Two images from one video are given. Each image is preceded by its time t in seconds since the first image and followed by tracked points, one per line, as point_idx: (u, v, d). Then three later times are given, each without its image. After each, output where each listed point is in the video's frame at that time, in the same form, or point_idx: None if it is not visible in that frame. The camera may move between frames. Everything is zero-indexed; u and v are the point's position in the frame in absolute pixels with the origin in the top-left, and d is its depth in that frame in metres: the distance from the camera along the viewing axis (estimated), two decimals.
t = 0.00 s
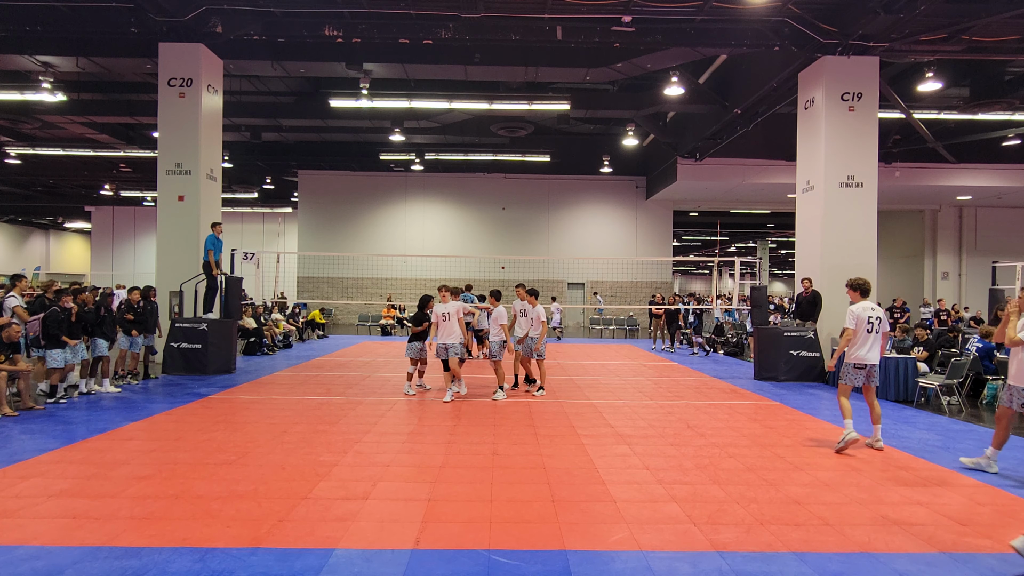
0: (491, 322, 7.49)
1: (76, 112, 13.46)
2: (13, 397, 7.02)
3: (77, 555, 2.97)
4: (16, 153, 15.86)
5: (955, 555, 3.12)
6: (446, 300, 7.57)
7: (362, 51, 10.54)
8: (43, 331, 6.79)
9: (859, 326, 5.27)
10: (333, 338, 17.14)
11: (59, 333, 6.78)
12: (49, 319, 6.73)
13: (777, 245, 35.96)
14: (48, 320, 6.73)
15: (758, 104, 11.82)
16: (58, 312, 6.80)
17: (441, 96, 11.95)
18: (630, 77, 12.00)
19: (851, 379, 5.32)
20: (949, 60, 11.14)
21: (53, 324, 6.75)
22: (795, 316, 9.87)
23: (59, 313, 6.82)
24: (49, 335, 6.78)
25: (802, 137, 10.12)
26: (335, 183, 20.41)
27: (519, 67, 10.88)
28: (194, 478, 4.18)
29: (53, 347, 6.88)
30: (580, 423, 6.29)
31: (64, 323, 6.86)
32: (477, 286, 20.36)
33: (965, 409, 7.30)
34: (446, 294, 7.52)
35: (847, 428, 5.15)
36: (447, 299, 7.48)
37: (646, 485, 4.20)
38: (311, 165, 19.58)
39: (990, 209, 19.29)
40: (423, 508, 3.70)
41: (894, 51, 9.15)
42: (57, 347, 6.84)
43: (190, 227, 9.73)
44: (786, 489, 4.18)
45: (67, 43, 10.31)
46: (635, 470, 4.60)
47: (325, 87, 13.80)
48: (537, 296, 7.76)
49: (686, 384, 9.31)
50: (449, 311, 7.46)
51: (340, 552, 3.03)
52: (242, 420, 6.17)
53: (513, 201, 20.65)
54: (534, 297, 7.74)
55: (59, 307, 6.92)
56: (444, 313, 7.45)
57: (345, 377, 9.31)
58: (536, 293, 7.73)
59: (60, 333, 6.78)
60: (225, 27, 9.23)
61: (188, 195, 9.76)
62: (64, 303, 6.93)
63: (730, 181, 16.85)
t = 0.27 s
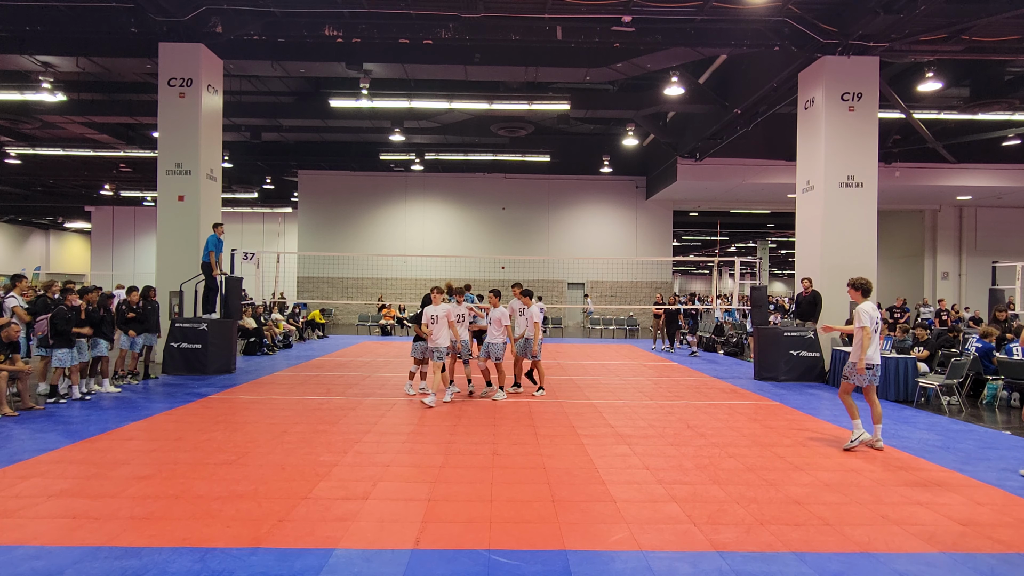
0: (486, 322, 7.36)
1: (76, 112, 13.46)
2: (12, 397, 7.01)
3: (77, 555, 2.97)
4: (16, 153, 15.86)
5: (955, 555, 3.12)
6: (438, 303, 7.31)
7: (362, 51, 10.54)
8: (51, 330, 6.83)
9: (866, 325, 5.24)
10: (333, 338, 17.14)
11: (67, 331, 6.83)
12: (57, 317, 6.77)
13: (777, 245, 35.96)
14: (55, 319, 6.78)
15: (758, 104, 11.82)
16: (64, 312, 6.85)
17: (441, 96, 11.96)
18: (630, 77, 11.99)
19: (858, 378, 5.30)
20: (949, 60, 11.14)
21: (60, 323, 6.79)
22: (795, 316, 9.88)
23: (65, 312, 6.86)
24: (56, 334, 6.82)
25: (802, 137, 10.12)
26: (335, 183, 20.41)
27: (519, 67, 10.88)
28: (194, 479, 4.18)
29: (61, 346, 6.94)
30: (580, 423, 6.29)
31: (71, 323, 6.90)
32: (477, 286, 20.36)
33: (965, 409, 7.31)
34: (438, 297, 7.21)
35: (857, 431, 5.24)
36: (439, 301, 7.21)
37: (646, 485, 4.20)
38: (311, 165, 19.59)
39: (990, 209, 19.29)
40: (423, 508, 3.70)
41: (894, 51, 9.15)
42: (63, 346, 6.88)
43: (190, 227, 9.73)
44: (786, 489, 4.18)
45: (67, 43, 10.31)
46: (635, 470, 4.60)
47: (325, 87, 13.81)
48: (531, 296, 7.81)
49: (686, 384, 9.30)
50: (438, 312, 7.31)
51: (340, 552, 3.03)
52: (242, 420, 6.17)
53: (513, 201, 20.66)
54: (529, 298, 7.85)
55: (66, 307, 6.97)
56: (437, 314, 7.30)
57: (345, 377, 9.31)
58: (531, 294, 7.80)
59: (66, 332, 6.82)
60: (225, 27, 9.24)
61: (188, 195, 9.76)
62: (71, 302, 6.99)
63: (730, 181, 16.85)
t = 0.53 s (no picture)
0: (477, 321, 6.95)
1: (76, 112, 13.45)
2: (12, 397, 7.00)
3: (77, 555, 2.97)
4: (16, 153, 15.85)
5: (955, 555, 3.12)
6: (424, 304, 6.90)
7: (362, 51, 10.54)
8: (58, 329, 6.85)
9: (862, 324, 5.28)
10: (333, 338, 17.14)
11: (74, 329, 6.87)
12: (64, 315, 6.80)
13: (777, 245, 35.95)
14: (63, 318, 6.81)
15: (758, 104, 11.82)
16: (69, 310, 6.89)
17: (441, 96, 11.96)
18: (630, 76, 11.99)
19: (856, 380, 5.30)
20: (949, 60, 11.14)
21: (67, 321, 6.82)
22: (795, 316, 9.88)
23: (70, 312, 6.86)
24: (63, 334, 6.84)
25: (802, 137, 10.12)
26: (335, 183, 20.41)
27: (519, 67, 10.89)
28: (194, 479, 4.18)
29: (71, 344, 6.98)
30: (580, 423, 6.29)
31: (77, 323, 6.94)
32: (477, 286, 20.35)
33: (965, 409, 7.31)
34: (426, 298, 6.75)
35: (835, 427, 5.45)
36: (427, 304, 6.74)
37: (646, 485, 4.20)
38: (311, 165, 19.59)
39: (990, 209, 19.29)
40: (423, 508, 3.69)
41: (894, 51, 9.15)
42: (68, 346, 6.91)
43: (190, 227, 9.73)
44: (786, 489, 4.18)
45: (67, 43, 10.31)
46: (635, 470, 4.60)
47: (325, 87, 13.81)
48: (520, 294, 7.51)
49: (686, 384, 9.30)
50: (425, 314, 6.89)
51: (340, 552, 3.03)
52: (242, 420, 6.17)
53: (513, 201, 20.65)
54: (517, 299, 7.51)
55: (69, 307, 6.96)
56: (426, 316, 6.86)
57: (345, 377, 9.31)
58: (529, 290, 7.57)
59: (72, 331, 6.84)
60: (225, 27, 9.24)
61: (188, 196, 9.76)
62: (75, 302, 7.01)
63: (730, 181, 16.86)
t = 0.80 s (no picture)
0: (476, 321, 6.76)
1: (76, 112, 13.45)
2: (12, 397, 7.01)
3: (77, 555, 2.97)
4: (16, 153, 15.85)
5: (955, 555, 3.12)
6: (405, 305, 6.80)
7: (362, 51, 10.54)
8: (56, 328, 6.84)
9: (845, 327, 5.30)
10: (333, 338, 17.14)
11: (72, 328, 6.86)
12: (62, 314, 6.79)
13: (777, 245, 35.95)
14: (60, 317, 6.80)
15: (758, 104, 11.82)
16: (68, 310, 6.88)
17: (441, 96, 11.96)
18: (630, 76, 11.99)
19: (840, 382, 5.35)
20: (949, 60, 11.14)
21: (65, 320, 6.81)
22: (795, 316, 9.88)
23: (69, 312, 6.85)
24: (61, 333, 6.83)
25: (802, 137, 10.11)
26: (335, 183, 20.40)
27: (519, 67, 10.89)
28: (194, 479, 4.18)
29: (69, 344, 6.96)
30: (580, 423, 6.29)
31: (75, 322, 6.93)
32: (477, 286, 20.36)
33: (965, 409, 7.31)
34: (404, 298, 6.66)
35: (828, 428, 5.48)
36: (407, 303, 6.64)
37: (646, 485, 4.20)
38: (311, 165, 19.59)
39: (990, 209, 19.29)
40: (423, 508, 3.70)
41: (894, 51, 9.15)
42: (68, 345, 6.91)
43: (190, 227, 9.73)
44: (786, 489, 4.18)
45: (67, 43, 10.31)
46: (635, 470, 4.60)
47: (325, 87, 13.81)
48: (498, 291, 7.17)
49: (686, 384, 9.30)
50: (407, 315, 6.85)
51: (340, 552, 3.03)
52: (242, 420, 6.17)
53: (513, 201, 20.65)
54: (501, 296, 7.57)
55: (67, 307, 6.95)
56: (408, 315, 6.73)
57: (345, 377, 9.31)
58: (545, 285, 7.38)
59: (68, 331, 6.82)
60: (225, 27, 9.24)
61: (188, 196, 9.76)
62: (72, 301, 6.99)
63: (730, 181, 16.86)
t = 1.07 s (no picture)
0: (472, 320, 6.63)
1: (77, 112, 13.46)
2: (12, 397, 7.02)
3: (77, 554, 2.97)
4: (16, 153, 15.85)
5: (954, 555, 3.12)
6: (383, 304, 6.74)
7: (362, 51, 10.54)
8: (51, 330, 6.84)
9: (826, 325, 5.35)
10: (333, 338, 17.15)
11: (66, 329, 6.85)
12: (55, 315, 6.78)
13: (777, 245, 35.94)
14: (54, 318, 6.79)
15: (758, 104, 11.82)
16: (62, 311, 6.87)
17: (441, 96, 11.97)
18: (630, 76, 11.99)
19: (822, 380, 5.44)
20: (949, 60, 11.14)
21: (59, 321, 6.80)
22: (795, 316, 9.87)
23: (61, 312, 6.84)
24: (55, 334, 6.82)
25: (802, 137, 10.11)
26: (335, 183, 20.41)
27: (519, 67, 10.89)
28: (194, 478, 4.18)
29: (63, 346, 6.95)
30: (580, 423, 6.29)
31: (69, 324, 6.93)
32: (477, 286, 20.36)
33: (965, 409, 7.31)
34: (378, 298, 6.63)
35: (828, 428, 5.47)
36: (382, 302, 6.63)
37: (647, 485, 4.20)
38: (311, 165, 19.60)
39: (990, 209, 19.29)
40: (423, 508, 3.70)
41: (894, 51, 9.15)
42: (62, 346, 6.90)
43: (190, 227, 9.73)
44: (786, 489, 4.18)
45: (67, 43, 10.32)
46: (635, 470, 4.60)
47: (325, 87, 13.82)
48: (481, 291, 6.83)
49: (686, 384, 9.30)
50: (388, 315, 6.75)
51: (340, 552, 3.03)
52: (242, 420, 6.17)
53: (513, 201, 20.65)
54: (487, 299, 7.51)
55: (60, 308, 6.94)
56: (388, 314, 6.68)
57: (345, 377, 9.31)
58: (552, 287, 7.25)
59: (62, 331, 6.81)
60: (225, 27, 9.24)
61: (188, 195, 9.76)
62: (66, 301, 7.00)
63: (730, 181, 16.86)
